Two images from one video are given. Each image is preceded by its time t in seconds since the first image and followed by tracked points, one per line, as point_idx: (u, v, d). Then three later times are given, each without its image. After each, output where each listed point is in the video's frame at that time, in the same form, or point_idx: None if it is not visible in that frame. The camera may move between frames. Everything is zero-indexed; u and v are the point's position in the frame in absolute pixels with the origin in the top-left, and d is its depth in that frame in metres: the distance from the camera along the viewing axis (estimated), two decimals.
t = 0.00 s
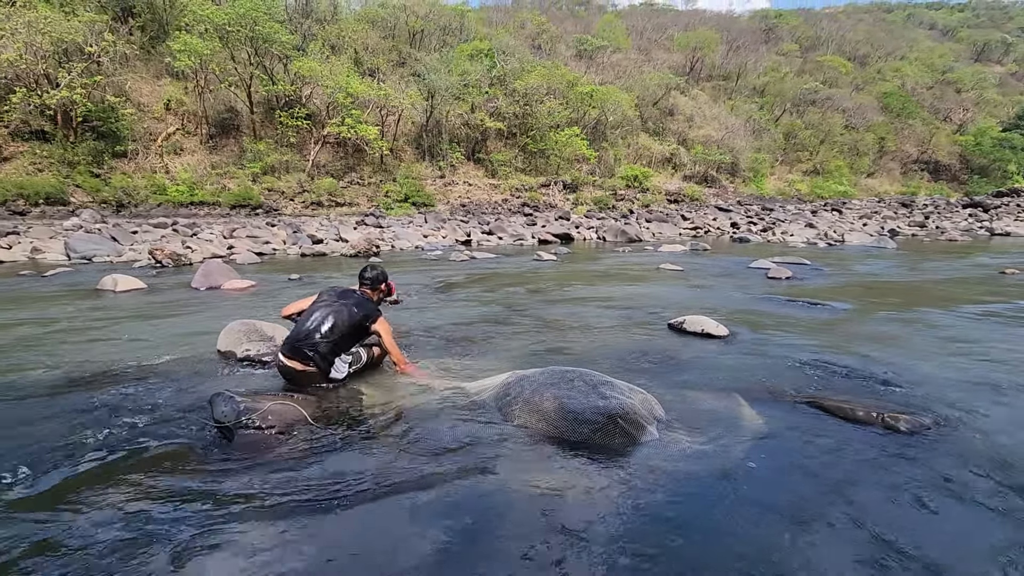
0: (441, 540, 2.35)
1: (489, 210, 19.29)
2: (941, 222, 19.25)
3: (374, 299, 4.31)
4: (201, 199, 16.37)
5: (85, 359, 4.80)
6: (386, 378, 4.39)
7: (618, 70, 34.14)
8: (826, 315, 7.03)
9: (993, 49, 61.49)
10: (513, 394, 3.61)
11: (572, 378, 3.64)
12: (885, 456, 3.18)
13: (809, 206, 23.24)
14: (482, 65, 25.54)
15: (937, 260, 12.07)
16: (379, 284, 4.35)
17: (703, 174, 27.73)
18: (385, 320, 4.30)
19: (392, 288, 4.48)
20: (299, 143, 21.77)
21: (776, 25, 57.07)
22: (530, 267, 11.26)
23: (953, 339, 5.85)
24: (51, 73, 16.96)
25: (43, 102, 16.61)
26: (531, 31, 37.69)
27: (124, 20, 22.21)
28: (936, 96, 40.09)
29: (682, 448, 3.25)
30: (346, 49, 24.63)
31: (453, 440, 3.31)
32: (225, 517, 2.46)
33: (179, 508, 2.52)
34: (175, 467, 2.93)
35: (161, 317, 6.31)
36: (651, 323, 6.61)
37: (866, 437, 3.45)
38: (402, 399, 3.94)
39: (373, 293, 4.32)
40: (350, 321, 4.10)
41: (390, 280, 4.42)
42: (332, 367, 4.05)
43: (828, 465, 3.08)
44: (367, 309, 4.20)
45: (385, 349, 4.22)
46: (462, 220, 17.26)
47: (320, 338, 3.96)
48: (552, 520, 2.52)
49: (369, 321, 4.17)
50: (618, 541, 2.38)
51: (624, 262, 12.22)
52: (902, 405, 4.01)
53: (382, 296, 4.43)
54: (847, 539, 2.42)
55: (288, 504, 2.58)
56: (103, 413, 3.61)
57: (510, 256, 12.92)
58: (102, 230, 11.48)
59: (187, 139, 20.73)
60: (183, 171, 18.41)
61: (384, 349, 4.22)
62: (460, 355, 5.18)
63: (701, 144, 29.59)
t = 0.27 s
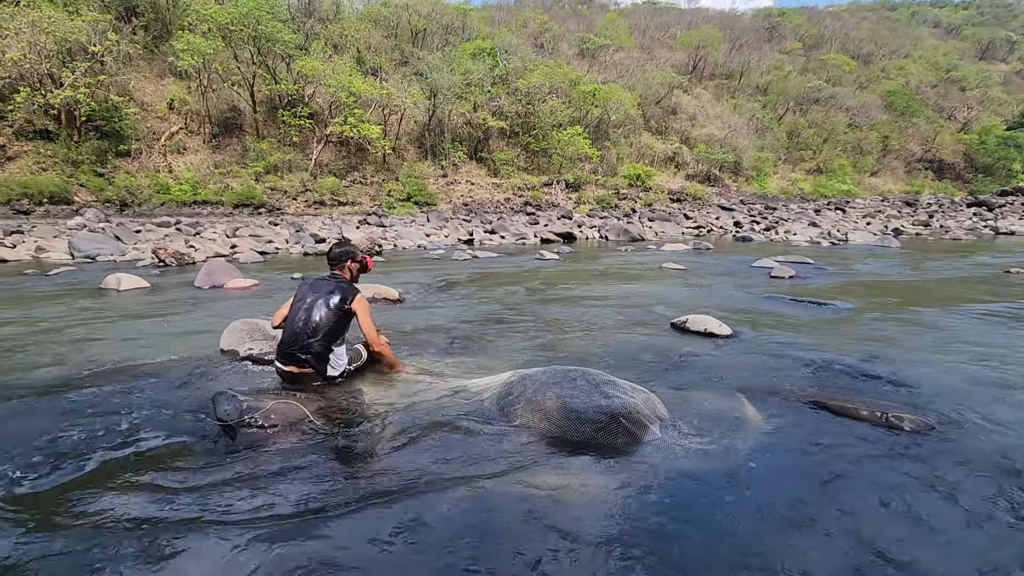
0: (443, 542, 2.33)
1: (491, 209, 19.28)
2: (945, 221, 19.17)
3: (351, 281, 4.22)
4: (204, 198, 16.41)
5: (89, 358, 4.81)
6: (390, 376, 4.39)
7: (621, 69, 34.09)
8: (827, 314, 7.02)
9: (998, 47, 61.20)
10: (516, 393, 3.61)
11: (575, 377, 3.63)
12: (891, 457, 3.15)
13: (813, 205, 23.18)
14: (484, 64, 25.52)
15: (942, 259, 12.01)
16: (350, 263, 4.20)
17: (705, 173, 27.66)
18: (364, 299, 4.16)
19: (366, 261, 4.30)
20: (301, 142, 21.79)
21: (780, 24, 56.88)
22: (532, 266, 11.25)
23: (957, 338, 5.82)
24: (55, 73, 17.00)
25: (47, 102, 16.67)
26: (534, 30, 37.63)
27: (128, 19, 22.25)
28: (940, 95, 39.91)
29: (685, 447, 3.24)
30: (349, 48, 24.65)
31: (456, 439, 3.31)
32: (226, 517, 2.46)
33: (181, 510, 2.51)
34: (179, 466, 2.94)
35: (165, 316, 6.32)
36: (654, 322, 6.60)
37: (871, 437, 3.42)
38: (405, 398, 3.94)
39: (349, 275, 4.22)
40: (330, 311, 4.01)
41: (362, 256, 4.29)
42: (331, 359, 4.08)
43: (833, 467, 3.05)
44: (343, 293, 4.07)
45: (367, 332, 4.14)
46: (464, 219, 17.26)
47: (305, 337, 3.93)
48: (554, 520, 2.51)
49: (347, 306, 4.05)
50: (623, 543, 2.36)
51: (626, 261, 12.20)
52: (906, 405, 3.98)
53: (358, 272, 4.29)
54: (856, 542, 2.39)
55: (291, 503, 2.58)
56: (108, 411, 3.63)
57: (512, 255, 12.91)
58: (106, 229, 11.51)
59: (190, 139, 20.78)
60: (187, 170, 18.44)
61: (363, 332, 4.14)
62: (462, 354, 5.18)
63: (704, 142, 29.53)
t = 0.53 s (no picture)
0: (447, 541, 2.33)
1: (494, 208, 19.25)
2: (949, 219, 19.07)
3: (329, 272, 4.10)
4: (207, 198, 16.43)
5: (93, 357, 4.82)
6: (393, 376, 4.39)
7: (623, 67, 34.00)
8: (831, 312, 6.99)
9: (1003, 44, 60.85)
10: (519, 392, 3.60)
11: (578, 376, 3.62)
12: (896, 457, 3.13)
13: (816, 203, 23.11)
14: (486, 63, 25.46)
15: (946, 258, 11.95)
16: (321, 253, 4.06)
17: (709, 172, 27.57)
18: (332, 288, 3.94)
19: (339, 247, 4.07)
20: (304, 141, 21.81)
21: (783, 21, 56.64)
22: (534, 265, 11.23)
23: (963, 337, 5.78)
24: (59, 72, 17.04)
25: (51, 101, 16.71)
26: (536, 28, 37.53)
27: (130, 19, 22.28)
28: (945, 93, 39.69)
29: (687, 446, 3.23)
30: (351, 47, 24.63)
31: (459, 438, 3.31)
32: (229, 515, 2.46)
33: (185, 508, 2.51)
34: (181, 464, 2.94)
35: (169, 315, 6.33)
36: (657, 321, 6.58)
37: (876, 436, 3.40)
38: (407, 397, 3.94)
39: (325, 267, 4.09)
40: (303, 308, 3.95)
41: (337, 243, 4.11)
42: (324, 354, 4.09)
43: (838, 466, 3.04)
44: (313, 287, 3.97)
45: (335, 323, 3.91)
46: (466, 218, 17.23)
47: (289, 337, 3.96)
48: (557, 519, 2.50)
49: (316, 301, 3.94)
50: (626, 543, 2.35)
51: (629, 260, 12.16)
52: (911, 404, 3.96)
53: (334, 260, 4.09)
54: (862, 542, 2.38)
55: (293, 502, 2.58)
56: (112, 410, 3.64)
57: (515, 254, 12.89)
58: (110, 228, 11.53)
59: (193, 138, 20.81)
60: (189, 169, 18.47)
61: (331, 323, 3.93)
62: (465, 354, 5.18)
63: (707, 141, 29.45)
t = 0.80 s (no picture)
0: (447, 540, 2.32)
1: (495, 206, 19.24)
2: (953, 218, 18.98)
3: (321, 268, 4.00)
4: (209, 197, 16.45)
5: (96, 355, 4.83)
6: (395, 375, 4.38)
7: (625, 66, 33.93)
8: (833, 311, 6.97)
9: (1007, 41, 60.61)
10: (521, 391, 3.60)
11: (580, 375, 3.61)
12: (899, 456, 3.11)
13: (818, 202, 23.01)
14: (489, 62, 25.39)
15: (950, 257, 11.91)
16: (310, 249, 3.97)
17: (711, 170, 27.51)
18: (305, 286, 3.85)
19: (324, 243, 3.92)
20: (306, 140, 21.83)
21: (786, 20, 56.46)
22: (536, 264, 11.21)
23: (967, 337, 5.75)
24: (61, 71, 17.09)
25: (54, 100, 16.76)
26: (538, 27, 37.47)
27: (133, 18, 22.32)
28: (949, 91, 39.51)
29: (691, 446, 3.22)
30: (353, 46, 24.63)
31: (460, 437, 3.31)
32: (231, 513, 2.46)
33: (188, 506, 2.52)
34: (182, 463, 2.93)
35: (171, 314, 6.34)
36: (659, 320, 6.56)
37: (879, 436, 3.39)
38: (409, 396, 3.94)
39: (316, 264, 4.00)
40: (291, 307, 3.92)
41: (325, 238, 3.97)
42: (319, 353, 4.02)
43: (841, 465, 3.02)
44: (296, 285, 3.92)
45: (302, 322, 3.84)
46: (468, 217, 17.22)
47: (284, 338, 3.97)
48: (559, 518, 2.50)
49: (294, 298, 3.91)
50: (628, 542, 2.35)
51: (631, 258, 12.14)
52: (914, 403, 3.94)
53: (323, 256, 3.98)
54: (864, 542, 2.37)
55: (293, 502, 2.57)
56: (112, 409, 3.63)
57: (517, 253, 12.88)
58: (113, 227, 11.56)
59: (195, 137, 20.85)
60: (192, 168, 18.50)
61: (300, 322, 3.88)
62: (466, 352, 5.17)
63: (710, 139, 29.38)
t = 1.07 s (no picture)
0: (447, 540, 2.32)
1: (496, 205, 19.25)
2: (954, 216, 18.97)
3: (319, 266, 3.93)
4: (210, 196, 16.46)
5: (98, 354, 4.85)
6: (395, 375, 4.39)
7: (626, 64, 33.89)
8: (834, 310, 6.96)
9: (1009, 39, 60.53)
10: (521, 390, 3.61)
11: (581, 374, 3.61)
12: (899, 455, 3.12)
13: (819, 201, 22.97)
14: (489, 61, 25.30)
15: (951, 256, 11.91)
16: (310, 246, 3.92)
17: (712, 169, 27.49)
18: (295, 282, 3.77)
19: (322, 240, 3.87)
20: (307, 139, 21.86)
21: (787, 18, 56.36)
22: (537, 263, 11.22)
23: (967, 335, 5.75)
24: (62, 71, 17.12)
25: (55, 100, 16.77)
26: (539, 25, 37.42)
27: (134, 17, 22.32)
28: (951, 89, 39.43)
29: (692, 445, 3.22)
30: (354, 45, 24.63)
31: (461, 436, 3.31)
32: (233, 512, 2.47)
33: (189, 505, 2.52)
34: (184, 462, 2.94)
35: (173, 312, 6.35)
36: (660, 319, 6.57)
37: (879, 435, 3.39)
38: (410, 394, 3.95)
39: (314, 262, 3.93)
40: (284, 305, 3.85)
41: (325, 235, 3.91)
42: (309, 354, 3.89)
43: (841, 465, 3.02)
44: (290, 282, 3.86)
45: (286, 319, 3.74)
46: (469, 216, 17.24)
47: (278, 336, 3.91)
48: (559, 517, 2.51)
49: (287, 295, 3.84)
50: (628, 541, 2.35)
51: (632, 257, 12.14)
52: (915, 403, 3.94)
53: (321, 254, 3.90)
54: (862, 541, 2.37)
55: (294, 501, 2.57)
56: (114, 408, 3.64)
57: (517, 252, 12.88)
58: (114, 226, 11.58)
59: (196, 136, 20.86)
60: (193, 168, 18.53)
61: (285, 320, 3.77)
62: (468, 351, 5.19)
63: (711, 138, 29.37)
